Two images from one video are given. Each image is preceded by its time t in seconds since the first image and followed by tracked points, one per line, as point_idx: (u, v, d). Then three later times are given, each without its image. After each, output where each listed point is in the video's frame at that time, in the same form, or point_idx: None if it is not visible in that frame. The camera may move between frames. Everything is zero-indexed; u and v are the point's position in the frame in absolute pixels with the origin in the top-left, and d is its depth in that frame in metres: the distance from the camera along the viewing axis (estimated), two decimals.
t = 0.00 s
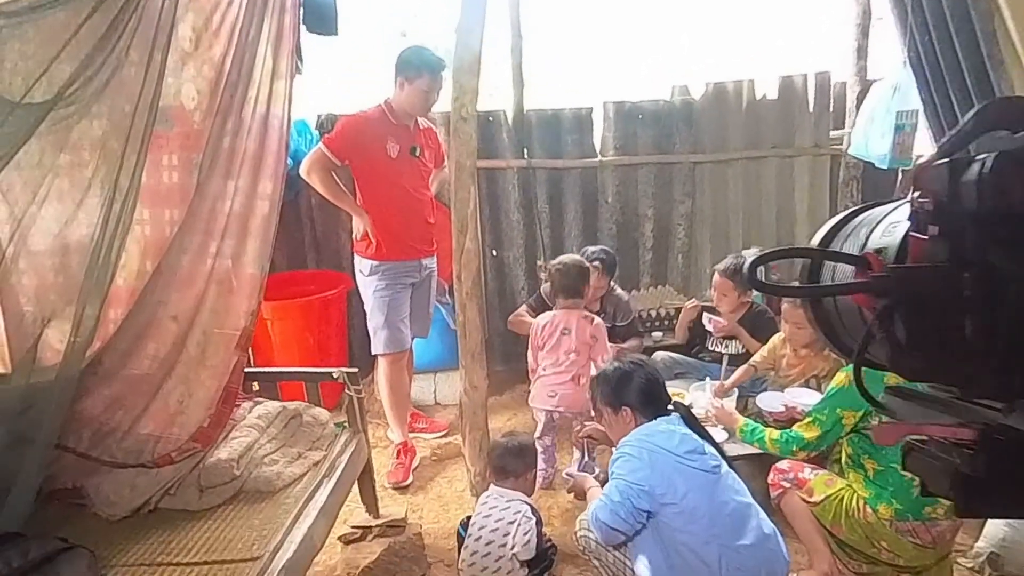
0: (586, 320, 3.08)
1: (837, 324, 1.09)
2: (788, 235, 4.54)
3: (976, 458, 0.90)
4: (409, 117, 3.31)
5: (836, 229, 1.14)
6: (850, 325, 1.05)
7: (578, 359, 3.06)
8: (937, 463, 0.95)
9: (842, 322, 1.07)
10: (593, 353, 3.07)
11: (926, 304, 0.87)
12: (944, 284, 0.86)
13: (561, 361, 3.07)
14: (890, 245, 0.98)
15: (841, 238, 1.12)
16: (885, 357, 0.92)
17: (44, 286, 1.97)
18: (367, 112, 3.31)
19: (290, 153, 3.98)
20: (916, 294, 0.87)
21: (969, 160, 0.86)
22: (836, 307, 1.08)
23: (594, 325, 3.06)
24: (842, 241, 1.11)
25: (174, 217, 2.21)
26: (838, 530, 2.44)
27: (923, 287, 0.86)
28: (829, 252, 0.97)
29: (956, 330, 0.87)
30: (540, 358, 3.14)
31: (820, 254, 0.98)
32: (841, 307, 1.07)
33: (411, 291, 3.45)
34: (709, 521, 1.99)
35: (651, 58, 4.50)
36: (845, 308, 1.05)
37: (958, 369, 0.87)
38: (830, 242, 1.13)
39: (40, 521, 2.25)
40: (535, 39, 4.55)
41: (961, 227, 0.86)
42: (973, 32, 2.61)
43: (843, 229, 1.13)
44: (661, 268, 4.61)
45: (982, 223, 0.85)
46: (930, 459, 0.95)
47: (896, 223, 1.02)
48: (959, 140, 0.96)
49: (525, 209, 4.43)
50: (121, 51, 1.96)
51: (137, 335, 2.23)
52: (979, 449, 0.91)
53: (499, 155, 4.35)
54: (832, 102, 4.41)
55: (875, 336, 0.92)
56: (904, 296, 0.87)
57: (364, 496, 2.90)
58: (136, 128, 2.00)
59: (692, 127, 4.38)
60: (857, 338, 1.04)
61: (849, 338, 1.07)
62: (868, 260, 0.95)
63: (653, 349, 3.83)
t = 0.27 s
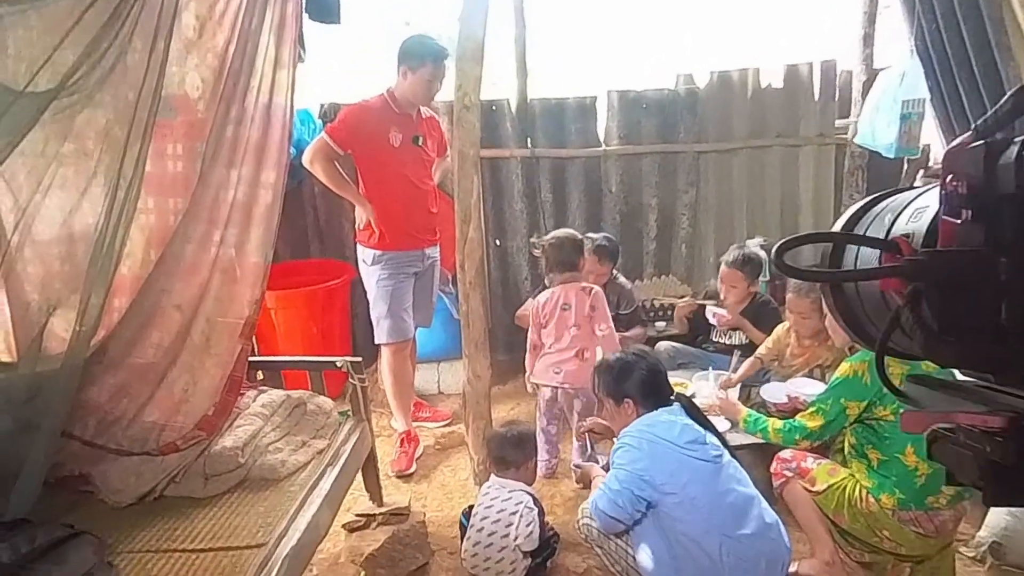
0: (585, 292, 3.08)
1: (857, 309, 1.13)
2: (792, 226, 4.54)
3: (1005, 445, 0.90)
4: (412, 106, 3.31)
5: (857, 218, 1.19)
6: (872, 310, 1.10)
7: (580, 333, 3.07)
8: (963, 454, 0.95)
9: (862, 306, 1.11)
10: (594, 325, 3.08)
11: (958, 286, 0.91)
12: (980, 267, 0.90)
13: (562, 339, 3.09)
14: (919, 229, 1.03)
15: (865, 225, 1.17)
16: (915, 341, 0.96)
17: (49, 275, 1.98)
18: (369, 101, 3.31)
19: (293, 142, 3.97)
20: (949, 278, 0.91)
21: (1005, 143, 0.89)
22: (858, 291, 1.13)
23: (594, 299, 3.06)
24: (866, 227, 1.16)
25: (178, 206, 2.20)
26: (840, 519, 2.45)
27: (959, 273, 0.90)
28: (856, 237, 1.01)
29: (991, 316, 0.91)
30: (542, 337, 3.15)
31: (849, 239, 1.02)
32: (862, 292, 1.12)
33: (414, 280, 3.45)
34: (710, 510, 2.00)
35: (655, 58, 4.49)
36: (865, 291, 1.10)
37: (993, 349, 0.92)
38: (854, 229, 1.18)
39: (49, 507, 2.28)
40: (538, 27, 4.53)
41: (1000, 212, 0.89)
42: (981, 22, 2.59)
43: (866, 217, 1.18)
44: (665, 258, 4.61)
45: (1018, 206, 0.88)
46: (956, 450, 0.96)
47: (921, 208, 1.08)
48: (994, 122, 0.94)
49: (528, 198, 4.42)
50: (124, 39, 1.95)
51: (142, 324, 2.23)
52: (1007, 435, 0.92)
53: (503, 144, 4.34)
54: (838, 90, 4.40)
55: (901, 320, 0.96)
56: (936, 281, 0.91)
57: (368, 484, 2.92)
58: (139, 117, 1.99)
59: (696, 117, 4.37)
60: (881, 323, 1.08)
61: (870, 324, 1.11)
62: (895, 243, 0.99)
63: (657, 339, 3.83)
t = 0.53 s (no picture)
0: (582, 277, 3.08)
1: (865, 292, 1.20)
2: (797, 215, 4.56)
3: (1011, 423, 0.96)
4: (415, 94, 3.30)
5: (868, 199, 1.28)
6: (881, 292, 1.16)
7: (580, 319, 3.07)
8: (970, 429, 1.02)
9: (871, 291, 1.18)
10: (592, 309, 3.07)
11: (967, 266, 0.97)
12: (990, 246, 0.95)
13: (561, 326, 3.10)
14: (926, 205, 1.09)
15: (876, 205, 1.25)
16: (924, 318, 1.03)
17: (56, 261, 1.98)
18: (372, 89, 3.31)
19: (297, 131, 3.98)
20: (958, 258, 0.96)
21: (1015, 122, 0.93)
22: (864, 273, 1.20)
23: (591, 283, 3.06)
24: (876, 208, 1.24)
25: (183, 193, 2.20)
26: (844, 507, 2.46)
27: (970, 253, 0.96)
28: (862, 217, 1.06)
29: (999, 293, 0.97)
30: (543, 327, 3.16)
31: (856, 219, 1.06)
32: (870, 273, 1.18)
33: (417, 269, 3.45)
34: (713, 498, 2.01)
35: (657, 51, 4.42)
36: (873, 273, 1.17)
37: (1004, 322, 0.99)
38: (865, 209, 1.26)
39: (54, 495, 2.27)
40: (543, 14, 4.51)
41: (1009, 192, 0.94)
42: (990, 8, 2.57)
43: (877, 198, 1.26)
44: (669, 247, 4.60)
45: None
46: (963, 427, 1.03)
47: (927, 188, 1.14)
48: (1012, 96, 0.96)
49: (532, 187, 4.41)
50: (128, 25, 1.95)
51: (147, 311, 2.23)
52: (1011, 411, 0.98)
53: (507, 131, 4.32)
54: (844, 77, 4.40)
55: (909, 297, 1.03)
56: (943, 261, 0.97)
57: (373, 471, 2.93)
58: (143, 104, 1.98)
59: (701, 105, 4.36)
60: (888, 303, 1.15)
61: (880, 304, 1.18)
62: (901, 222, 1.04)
63: (661, 328, 3.83)
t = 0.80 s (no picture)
0: (577, 263, 3.09)
1: (888, 277, 1.37)
2: (801, 205, 4.56)
3: None
4: (416, 82, 3.30)
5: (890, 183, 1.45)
6: (906, 276, 1.33)
7: (579, 305, 3.07)
8: (1000, 414, 1.19)
9: (894, 276, 1.36)
10: (591, 295, 3.07)
11: (1005, 249, 1.13)
12: None
13: (561, 315, 3.10)
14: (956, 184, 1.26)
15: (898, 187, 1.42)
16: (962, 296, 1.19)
17: (60, 250, 1.99)
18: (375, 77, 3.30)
19: (300, 119, 3.98)
20: (994, 240, 1.13)
21: None
22: (887, 255, 1.37)
23: (586, 270, 3.06)
24: (901, 192, 1.40)
25: (186, 181, 2.20)
26: (846, 496, 2.46)
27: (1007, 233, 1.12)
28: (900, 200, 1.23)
29: None
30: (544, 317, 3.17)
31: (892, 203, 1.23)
32: (893, 255, 1.36)
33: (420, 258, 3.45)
34: (716, 487, 2.01)
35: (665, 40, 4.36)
36: (897, 255, 1.34)
37: None
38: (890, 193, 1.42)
39: (60, 482, 2.30)
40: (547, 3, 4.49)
41: None
42: None
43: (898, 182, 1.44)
44: (673, 237, 4.58)
45: None
46: (993, 412, 1.20)
47: (953, 171, 1.31)
48: None
49: (536, 177, 4.40)
50: (130, 13, 1.94)
51: (151, 299, 2.24)
52: None
53: (510, 120, 4.31)
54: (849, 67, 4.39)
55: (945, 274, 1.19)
56: (982, 242, 1.13)
57: (376, 460, 2.94)
58: (146, 93, 1.98)
59: (705, 94, 4.35)
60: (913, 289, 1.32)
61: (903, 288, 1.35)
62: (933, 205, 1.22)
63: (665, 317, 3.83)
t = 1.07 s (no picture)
0: (579, 254, 3.07)
1: (895, 268, 1.38)
2: (807, 195, 4.54)
3: None
4: (418, 71, 3.29)
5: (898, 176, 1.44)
6: (910, 266, 1.34)
7: (582, 294, 3.08)
8: (1005, 408, 1.21)
9: (900, 267, 1.36)
10: (594, 284, 3.08)
11: (1011, 246, 1.13)
12: None
13: (563, 305, 3.11)
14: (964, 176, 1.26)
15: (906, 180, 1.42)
16: (966, 292, 1.19)
17: (65, 239, 2.00)
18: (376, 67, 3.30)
19: (302, 108, 3.97)
20: (1000, 234, 1.12)
21: None
22: (895, 248, 1.37)
23: (588, 259, 3.06)
24: (908, 184, 1.40)
25: (189, 171, 2.21)
26: (850, 487, 2.47)
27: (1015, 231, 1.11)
28: (907, 194, 1.23)
29: None
30: (546, 307, 3.17)
31: (896, 195, 1.23)
32: (899, 248, 1.36)
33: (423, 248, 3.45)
34: (718, 479, 2.02)
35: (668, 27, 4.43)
36: (903, 248, 1.34)
37: None
38: (899, 184, 1.42)
39: (66, 471, 2.31)
40: None
41: None
42: None
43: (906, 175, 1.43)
44: (677, 227, 4.58)
45: None
46: (998, 407, 1.22)
47: (961, 163, 1.31)
48: None
49: (540, 167, 4.40)
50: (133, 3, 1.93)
51: (156, 288, 2.25)
52: None
53: (513, 110, 4.30)
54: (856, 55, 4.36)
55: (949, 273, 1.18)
56: (989, 238, 1.13)
57: (380, 449, 2.95)
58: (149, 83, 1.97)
59: (710, 84, 4.33)
60: (918, 278, 1.32)
61: (909, 279, 1.35)
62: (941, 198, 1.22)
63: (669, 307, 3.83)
